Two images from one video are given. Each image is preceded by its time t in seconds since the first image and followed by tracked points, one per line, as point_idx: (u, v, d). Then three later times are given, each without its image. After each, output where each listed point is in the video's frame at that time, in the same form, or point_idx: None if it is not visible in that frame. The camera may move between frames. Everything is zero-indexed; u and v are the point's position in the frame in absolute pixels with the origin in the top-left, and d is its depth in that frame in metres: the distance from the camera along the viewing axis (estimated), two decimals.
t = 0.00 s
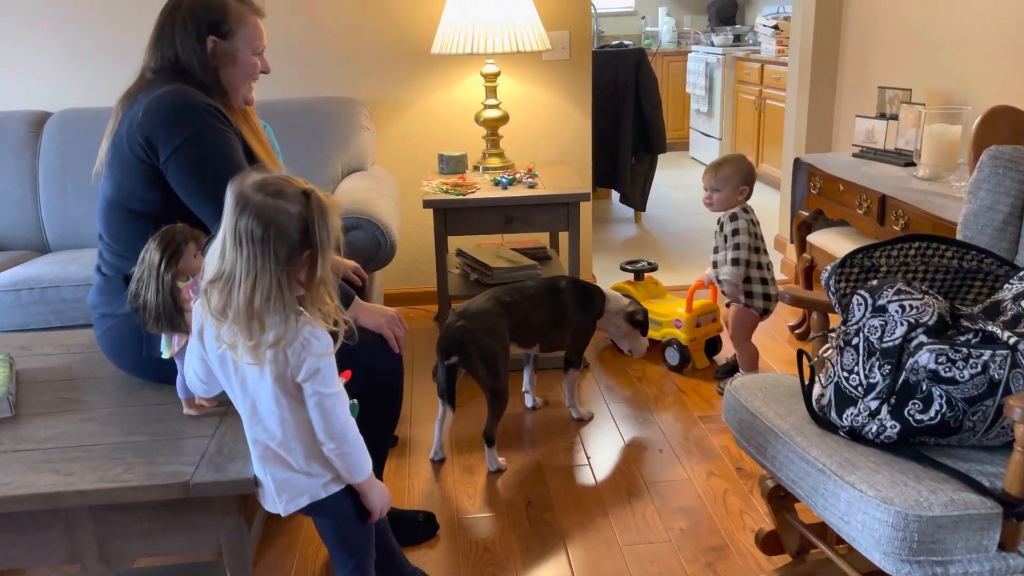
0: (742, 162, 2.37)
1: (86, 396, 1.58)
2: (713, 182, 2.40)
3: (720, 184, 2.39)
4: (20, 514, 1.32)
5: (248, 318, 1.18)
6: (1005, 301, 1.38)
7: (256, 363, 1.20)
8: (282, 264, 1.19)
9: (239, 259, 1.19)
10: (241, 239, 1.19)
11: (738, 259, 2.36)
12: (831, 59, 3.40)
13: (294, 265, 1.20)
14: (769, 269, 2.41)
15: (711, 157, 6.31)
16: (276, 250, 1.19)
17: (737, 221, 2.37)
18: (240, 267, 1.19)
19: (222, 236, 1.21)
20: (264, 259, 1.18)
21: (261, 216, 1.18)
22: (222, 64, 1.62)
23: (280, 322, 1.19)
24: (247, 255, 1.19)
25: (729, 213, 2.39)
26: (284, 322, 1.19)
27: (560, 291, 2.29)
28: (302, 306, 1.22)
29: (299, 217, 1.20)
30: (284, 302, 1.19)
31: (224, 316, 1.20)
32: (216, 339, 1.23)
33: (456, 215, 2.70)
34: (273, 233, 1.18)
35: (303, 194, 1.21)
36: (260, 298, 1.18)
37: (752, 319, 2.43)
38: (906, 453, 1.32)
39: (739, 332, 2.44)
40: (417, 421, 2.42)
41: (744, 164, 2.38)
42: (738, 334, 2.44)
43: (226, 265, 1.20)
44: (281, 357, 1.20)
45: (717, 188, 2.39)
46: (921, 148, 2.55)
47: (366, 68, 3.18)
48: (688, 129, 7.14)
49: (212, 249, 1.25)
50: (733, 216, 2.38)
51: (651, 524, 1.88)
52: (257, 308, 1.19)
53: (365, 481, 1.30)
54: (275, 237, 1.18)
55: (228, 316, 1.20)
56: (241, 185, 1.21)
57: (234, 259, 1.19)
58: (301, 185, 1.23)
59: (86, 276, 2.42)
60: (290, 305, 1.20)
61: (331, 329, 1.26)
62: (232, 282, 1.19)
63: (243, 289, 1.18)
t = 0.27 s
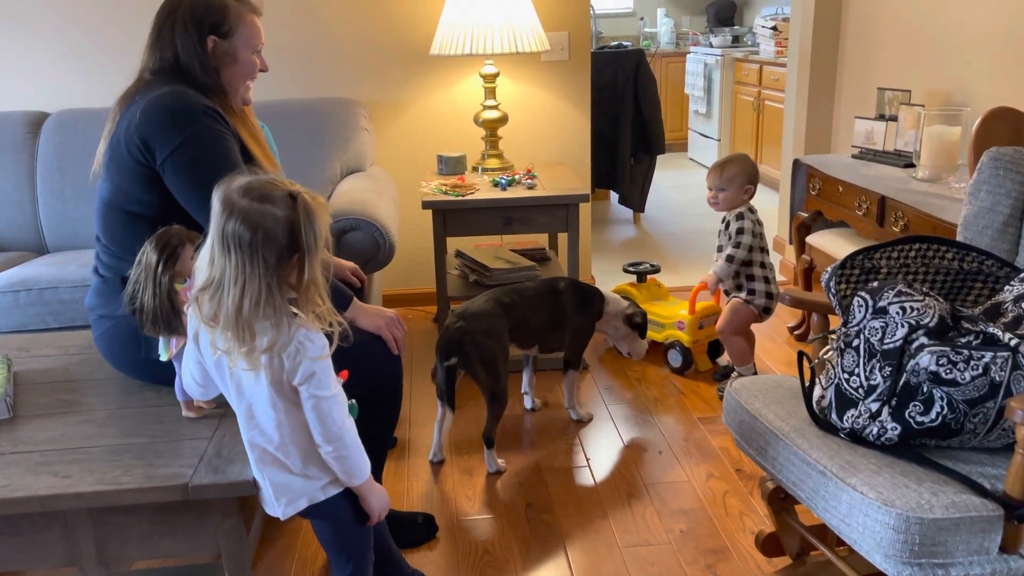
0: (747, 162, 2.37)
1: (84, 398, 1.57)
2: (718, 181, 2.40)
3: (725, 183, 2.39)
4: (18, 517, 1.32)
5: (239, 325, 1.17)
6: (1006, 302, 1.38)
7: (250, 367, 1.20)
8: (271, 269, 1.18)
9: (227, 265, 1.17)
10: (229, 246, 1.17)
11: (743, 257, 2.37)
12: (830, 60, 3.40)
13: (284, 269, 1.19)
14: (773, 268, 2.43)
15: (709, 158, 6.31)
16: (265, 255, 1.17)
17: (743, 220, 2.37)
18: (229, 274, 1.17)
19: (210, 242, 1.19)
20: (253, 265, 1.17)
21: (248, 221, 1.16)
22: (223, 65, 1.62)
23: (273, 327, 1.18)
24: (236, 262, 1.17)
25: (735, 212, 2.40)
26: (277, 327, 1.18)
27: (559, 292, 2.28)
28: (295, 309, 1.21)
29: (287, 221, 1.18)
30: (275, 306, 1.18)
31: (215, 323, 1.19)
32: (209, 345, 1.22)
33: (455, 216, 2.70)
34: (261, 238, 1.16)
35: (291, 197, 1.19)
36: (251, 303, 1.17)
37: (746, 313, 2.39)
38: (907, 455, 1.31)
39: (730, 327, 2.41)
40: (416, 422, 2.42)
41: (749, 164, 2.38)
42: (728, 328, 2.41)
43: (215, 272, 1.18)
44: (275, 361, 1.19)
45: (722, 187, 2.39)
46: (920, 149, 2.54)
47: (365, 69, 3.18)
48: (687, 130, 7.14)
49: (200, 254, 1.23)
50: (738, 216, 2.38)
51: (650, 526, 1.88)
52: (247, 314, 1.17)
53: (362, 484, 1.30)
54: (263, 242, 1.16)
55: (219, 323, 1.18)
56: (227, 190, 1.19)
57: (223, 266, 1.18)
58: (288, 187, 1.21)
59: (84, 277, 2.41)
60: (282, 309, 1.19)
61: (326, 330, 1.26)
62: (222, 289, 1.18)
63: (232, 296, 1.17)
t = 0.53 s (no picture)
0: (748, 163, 2.37)
1: (82, 399, 1.57)
2: (716, 184, 2.39)
3: (724, 183, 2.38)
4: (15, 518, 1.31)
5: (232, 331, 1.17)
6: (1005, 303, 1.38)
7: (246, 371, 1.20)
8: (261, 273, 1.17)
9: (218, 271, 1.17)
10: (219, 252, 1.16)
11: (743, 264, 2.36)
12: (828, 61, 3.40)
13: (274, 272, 1.18)
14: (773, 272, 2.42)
15: (708, 159, 6.31)
16: (255, 260, 1.16)
17: (744, 223, 2.37)
18: (220, 280, 1.17)
19: (200, 248, 1.19)
20: (242, 270, 1.16)
21: (236, 225, 1.16)
22: (221, 63, 1.61)
23: (266, 331, 1.18)
24: (227, 268, 1.17)
25: (734, 215, 2.39)
26: (270, 332, 1.18)
27: (558, 292, 2.28)
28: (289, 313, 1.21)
29: (275, 223, 1.17)
30: (267, 310, 1.18)
31: (209, 330, 1.19)
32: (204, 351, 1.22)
33: (454, 217, 2.70)
34: (249, 242, 1.16)
35: (278, 200, 1.18)
36: (243, 308, 1.17)
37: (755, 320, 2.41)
38: (907, 456, 1.31)
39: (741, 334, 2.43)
40: (414, 423, 2.41)
41: (750, 165, 2.38)
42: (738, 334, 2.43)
43: (207, 279, 1.18)
44: (269, 365, 1.19)
45: (721, 187, 2.38)
46: (919, 149, 2.54)
47: (363, 69, 3.18)
48: (685, 130, 7.15)
49: (192, 260, 1.23)
50: (737, 219, 2.38)
51: (649, 527, 1.88)
52: (240, 319, 1.17)
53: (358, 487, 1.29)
54: (251, 246, 1.16)
55: (213, 329, 1.18)
56: (214, 195, 1.18)
57: (214, 272, 1.18)
58: (275, 189, 1.20)
59: (82, 277, 2.40)
60: (274, 312, 1.18)
61: (320, 330, 1.25)
62: (214, 296, 1.18)
63: (225, 302, 1.17)
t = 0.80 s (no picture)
0: (752, 166, 2.37)
1: (79, 399, 1.56)
2: (718, 188, 2.38)
3: (727, 185, 2.37)
4: (12, 519, 1.31)
5: (224, 335, 1.17)
6: (1003, 303, 1.38)
7: (238, 376, 1.19)
8: (252, 275, 1.17)
9: (209, 274, 1.17)
10: (209, 255, 1.16)
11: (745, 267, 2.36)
12: (826, 61, 3.40)
13: (264, 273, 1.18)
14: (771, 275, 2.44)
15: (705, 158, 6.31)
16: (246, 263, 1.16)
17: (748, 228, 2.36)
18: (211, 283, 1.17)
19: (189, 252, 1.19)
20: (234, 272, 1.16)
21: (225, 227, 1.15)
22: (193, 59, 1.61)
23: (259, 334, 1.17)
24: (218, 272, 1.16)
25: (737, 220, 2.39)
26: (262, 335, 1.18)
27: (556, 292, 2.28)
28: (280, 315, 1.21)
29: (264, 224, 1.16)
30: (260, 312, 1.17)
31: (200, 335, 1.18)
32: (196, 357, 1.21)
33: (451, 217, 2.69)
34: (239, 244, 1.15)
35: (266, 200, 1.18)
36: (235, 311, 1.16)
37: (756, 323, 2.41)
38: (905, 456, 1.31)
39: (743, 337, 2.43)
40: (412, 423, 2.41)
41: (751, 168, 2.38)
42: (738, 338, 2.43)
43: (197, 283, 1.18)
44: (262, 368, 1.19)
45: (723, 190, 2.37)
46: (916, 149, 2.55)
47: (361, 69, 3.17)
48: (683, 130, 7.15)
49: (181, 264, 1.22)
50: (741, 224, 2.38)
51: (647, 527, 1.87)
52: (232, 322, 1.17)
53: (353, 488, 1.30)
54: (241, 248, 1.16)
55: (204, 334, 1.18)
56: (202, 198, 1.18)
57: (204, 276, 1.17)
58: (262, 190, 1.20)
59: (78, 277, 2.40)
60: (267, 314, 1.18)
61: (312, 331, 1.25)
62: (205, 300, 1.17)
63: (216, 306, 1.17)
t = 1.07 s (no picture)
0: (741, 165, 2.37)
1: (75, 399, 1.56)
2: (708, 190, 2.38)
3: (717, 185, 2.37)
4: (9, 519, 1.31)
5: (205, 337, 1.16)
6: (1001, 302, 1.38)
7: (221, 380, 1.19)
8: (235, 277, 1.17)
9: (192, 275, 1.17)
10: (192, 256, 1.16)
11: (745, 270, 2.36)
12: (825, 60, 3.40)
13: (248, 275, 1.18)
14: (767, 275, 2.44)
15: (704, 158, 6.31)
16: (227, 265, 1.16)
17: (742, 227, 2.37)
18: (194, 284, 1.17)
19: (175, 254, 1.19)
20: (217, 273, 1.16)
21: (209, 228, 1.15)
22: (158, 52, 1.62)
23: (240, 337, 1.17)
24: (200, 273, 1.16)
25: (729, 220, 2.39)
26: (242, 338, 1.17)
27: (553, 292, 2.27)
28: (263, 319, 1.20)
29: (247, 225, 1.16)
30: (241, 314, 1.17)
31: (182, 336, 1.18)
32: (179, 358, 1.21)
33: (449, 216, 2.69)
34: (222, 246, 1.15)
35: (251, 202, 1.18)
36: (217, 313, 1.16)
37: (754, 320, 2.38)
38: (903, 456, 1.31)
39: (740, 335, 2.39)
40: (410, 423, 2.41)
41: (740, 167, 2.38)
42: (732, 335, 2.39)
43: (180, 284, 1.18)
44: (243, 373, 1.18)
45: (714, 190, 2.37)
46: (914, 149, 2.55)
47: (358, 68, 3.17)
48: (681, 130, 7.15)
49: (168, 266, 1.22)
50: (734, 225, 2.38)
51: (645, 527, 1.87)
52: (214, 324, 1.16)
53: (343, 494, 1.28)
54: (224, 249, 1.15)
55: (186, 335, 1.18)
56: (189, 199, 1.18)
57: (187, 278, 1.17)
58: (248, 191, 1.20)
59: (75, 277, 2.39)
60: (248, 317, 1.17)
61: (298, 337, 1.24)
62: (187, 301, 1.17)
63: (198, 307, 1.16)
